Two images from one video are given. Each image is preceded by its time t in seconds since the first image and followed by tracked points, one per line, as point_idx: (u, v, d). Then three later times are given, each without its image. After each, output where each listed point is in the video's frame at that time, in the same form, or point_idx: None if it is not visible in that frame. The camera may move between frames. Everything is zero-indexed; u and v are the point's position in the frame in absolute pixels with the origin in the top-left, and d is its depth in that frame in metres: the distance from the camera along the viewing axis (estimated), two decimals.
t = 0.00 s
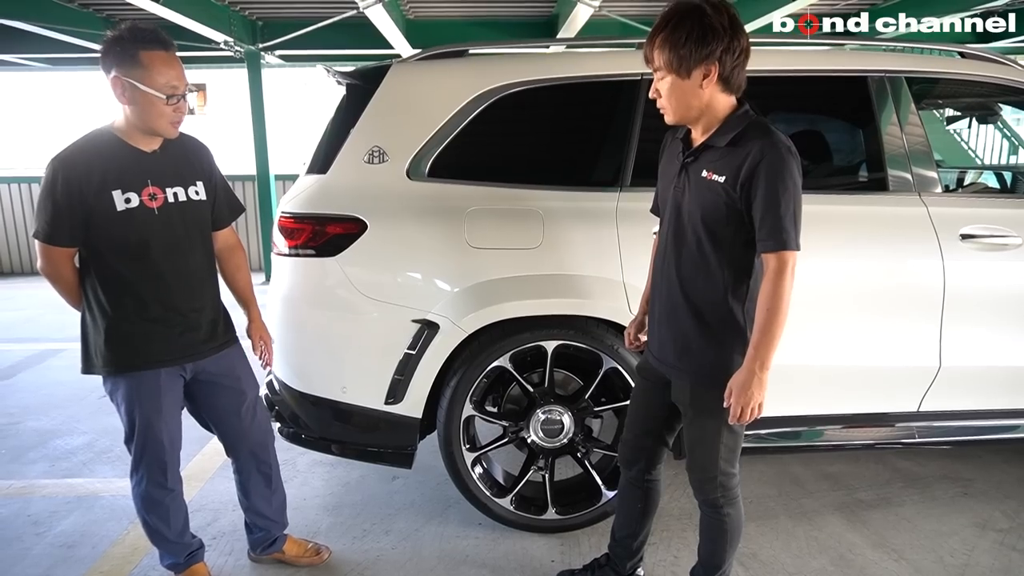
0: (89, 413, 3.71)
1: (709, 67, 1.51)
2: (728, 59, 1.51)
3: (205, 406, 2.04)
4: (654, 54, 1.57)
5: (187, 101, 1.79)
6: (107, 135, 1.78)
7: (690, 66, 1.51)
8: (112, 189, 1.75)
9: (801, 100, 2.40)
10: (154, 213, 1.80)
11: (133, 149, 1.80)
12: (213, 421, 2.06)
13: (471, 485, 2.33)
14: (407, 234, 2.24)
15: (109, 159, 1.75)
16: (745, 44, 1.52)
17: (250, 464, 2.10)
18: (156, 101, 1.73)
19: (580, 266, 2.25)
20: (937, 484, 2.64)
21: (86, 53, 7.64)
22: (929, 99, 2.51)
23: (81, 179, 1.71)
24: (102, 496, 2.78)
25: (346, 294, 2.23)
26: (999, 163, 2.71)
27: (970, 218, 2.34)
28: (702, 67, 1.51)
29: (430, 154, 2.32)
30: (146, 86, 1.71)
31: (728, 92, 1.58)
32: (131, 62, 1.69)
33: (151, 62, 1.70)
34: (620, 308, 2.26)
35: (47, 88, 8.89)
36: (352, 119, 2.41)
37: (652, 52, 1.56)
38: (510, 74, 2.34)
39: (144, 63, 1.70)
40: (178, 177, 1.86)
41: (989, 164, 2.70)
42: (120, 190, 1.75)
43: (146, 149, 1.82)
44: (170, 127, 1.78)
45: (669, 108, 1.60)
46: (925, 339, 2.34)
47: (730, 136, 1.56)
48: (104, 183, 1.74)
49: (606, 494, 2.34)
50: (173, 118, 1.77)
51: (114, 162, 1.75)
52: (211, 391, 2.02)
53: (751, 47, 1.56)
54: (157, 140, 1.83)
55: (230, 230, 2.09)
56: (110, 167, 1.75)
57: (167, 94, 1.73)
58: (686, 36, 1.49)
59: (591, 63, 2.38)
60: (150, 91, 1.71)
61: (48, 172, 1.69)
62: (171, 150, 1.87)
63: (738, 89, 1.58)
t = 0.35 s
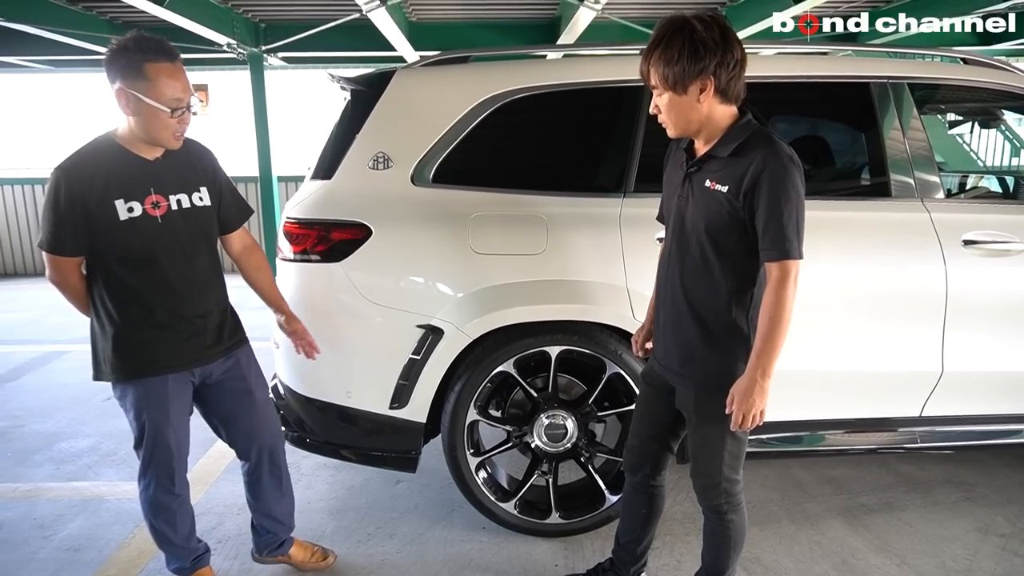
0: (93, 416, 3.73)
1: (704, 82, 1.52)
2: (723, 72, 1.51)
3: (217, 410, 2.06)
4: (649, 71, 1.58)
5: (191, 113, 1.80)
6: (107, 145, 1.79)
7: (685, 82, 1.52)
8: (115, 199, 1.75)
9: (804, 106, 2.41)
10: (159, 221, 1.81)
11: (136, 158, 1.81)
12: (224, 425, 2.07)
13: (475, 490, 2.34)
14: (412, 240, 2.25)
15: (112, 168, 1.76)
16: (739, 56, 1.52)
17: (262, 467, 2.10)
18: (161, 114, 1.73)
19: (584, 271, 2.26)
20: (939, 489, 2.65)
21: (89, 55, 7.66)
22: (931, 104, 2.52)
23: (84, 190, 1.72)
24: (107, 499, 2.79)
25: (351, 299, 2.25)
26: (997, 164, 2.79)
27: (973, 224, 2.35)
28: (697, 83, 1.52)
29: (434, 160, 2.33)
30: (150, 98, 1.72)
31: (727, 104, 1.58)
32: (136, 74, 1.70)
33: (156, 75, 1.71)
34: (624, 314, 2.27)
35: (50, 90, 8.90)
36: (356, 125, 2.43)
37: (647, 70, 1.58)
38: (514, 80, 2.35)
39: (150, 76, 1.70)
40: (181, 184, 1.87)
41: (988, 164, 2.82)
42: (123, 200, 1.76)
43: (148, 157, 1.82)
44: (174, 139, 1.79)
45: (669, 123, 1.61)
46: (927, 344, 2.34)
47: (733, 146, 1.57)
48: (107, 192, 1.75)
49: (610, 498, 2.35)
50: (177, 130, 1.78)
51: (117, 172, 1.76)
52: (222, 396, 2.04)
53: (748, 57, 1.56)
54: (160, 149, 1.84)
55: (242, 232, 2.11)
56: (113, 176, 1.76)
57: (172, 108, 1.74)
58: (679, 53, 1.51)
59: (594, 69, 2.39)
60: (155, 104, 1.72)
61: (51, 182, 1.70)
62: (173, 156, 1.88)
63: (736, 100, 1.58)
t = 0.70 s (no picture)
0: (101, 416, 3.75)
1: (709, 92, 1.53)
2: (728, 80, 1.52)
3: (227, 417, 2.05)
4: (655, 81, 1.59)
5: (216, 126, 1.80)
6: (130, 151, 1.79)
7: (690, 92, 1.53)
8: (139, 208, 1.77)
9: (809, 111, 2.42)
10: (181, 230, 1.82)
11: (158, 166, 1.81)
12: (236, 433, 2.06)
13: (482, 492, 2.35)
14: (420, 244, 2.26)
15: (136, 177, 1.77)
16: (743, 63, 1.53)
17: (268, 479, 2.06)
18: (186, 128, 1.74)
19: (591, 275, 2.27)
20: (944, 492, 2.65)
21: (94, 57, 7.70)
22: (937, 108, 2.53)
23: (108, 198, 1.73)
24: (116, 501, 2.82)
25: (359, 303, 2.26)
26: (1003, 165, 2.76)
27: (978, 229, 2.36)
28: (702, 93, 1.53)
29: (442, 164, 2.35)
30: (177, 112, 1.72)
31: (733, 111, 1.59)
32: (163, 88, 1.69)
33: (183, 89, 1.71)
34: (630, 317, 2.28)
35: (56, 92, 8.93)
36: (363, 129, 2.44)
37: (652, 79, 1.59)
38: (520, 85, 2.37)
39: (177, 92, 1.70)
40: (202, 191, 1.87)
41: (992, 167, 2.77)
42: (146, 208, 1.77)
43: (170, 165, 1.83)
44: (198, 151, 1.79)
45: (676, 130, 1.62)
46: (932, 348, 2.35)
47: (740, 153, 1.58)
48: (131, 201, 1.76)
49: (616, 501, 2.36)
50: (201, 143, 1.78)
51: (139, 180, 1.77)
52: (234, 403, 2.04)
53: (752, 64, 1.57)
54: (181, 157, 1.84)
55: (273, 225, 2.09)
56: (136, 185, 1.76)
57: (198, 124, 1.74)
58: (683, 64, 1.52)
59: (600, 74, 2.41)
60: (181, 118, 1.72)
61: (75, 188, 1.71)
62: (196, 164, 1.88)
63: (742, 107, 1.59)
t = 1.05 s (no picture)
0: (107, 415, 3.77)
1: (713, 92, 1.53)
2: (731, 79, 1.53)
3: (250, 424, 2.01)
4: (656, 84, 1.60)
5: (278, 136, 1.80)
6: (185, 151, 1.79)
7: (694, 93, 1.53)
8: (185, 210, 1.77)
9: (816, 110, 2.42)
10: (224, 237, 1.81)
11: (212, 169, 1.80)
12: (253, 439, 2.03)
13: (488, 491, 2.36)
14: (426, 243, 2.27)
15: (185, 179, 1.76)
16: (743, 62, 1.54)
17: (280, 486, 2.02)
18: (251, 137, 1.73)
19: (597, 275, 2.27)
20: (951, 492, 2.65)
21: (101, 57, 7.73)
22: (944, 108, 2.52)
23: (156, 198, 1.74)
24: (124, 499, 2.83)
25: (366, 302, 2.27)
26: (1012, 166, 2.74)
27: (985, 228, 2.36)
28: (706, 93, 1.53)
29: (448, 163, 2.36)
30: (244, 119, 1.71)
31: (737, 111, 1.59)
32: (233, 94, 1.69)
33: (253, 98, 1.70)
34: (636, 316, 2.28)
35: (63, 92, 8.97)
36: (370, 128, 2.45)
37: (654, 83, 1.60)
38: (526, 84, 2.37)
39: (246, 98, 1.70)
40: (252, 198, 1.85)
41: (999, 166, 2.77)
42: (193, 212, 1.77)
43: (225, 169, 1.81)
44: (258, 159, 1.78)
45: (681, 132, 1.62)
46: (939, 348, 2.35)
47: (747, 152, 1.59)
48: (178, 203, 1.76)
49: (621, 500, 2.36)
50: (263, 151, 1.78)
51: (188, 183, 1.76)
52: (256, 408, 1.99)
53: (754, 62, 1.57)
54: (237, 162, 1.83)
55: (331, 229, 2.05)
56: (184, 187, 1.76)
57: (263, 131, 1.74)
58: (684, 66, 1.52)
59: (607, 73, 2.41)
60: (247, 125, 1.72)
61: (125, 185, 1.72)
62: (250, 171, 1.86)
63: (747, 106, 1.60)
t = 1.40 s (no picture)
0: (111, 412, 3.79)
1: (715, 91, 1.53)
2: (731, 77, 1.52)
3: (276, 420, 2.01)
4: (657, 87, 1.60)
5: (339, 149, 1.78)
6: (241, 155, 1.75)
7: (695, 94, 1.53)
8: (240, 216, 1.74)
9: (820, 106, 2.41)
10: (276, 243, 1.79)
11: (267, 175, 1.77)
12: (276, 434, 2.02)
13: (491, 487, 2.36)
14: (429, 240, 2.27)
15: (242, 184, 1.73)
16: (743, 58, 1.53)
17: (295, 482, 2.02)
18: (317, 152, 1.71)
19: (600, 272, 2.28)
20: (953, 489, 2.64)
21: (104, 55, 7.73)
22: (947, 105, 2.52)
23: (212, 203, 1.70)
24: (128, 495, 2.84)
25: (370, 299, 2.28)
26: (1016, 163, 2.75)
27: (989, 225, 2.35)
28: (708, 93, 1.53)
29: (451, 160, 2.36)
30: (312, 134, 1.69)
31: (741, 107, 1.59)
32: (306, 109, 1.65)
33: (326, 115, 1.67)
34: (640, 313, 2.28)
35: (67, 90, 8.98)
36: (373, 125, 2.45)
37: (654, 85, 1.60)
38: (529, 81, 2.37)
39: (318, 115, 1.66)
40: (302, 202, 1.83)
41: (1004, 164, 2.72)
42: (247, 218, 1.75)
43: (280, 176, 1.79)
44: (317, 171, 1.77)
45: (687, 132, 1.63)
46: (942, 345, 2.35)
47: (753, 149, 1.58)
48: (233, 209, 1.73)
49: (624, 496, 2.37)
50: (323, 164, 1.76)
51: (243, 187, 1.74)
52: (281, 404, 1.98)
53: (754, 57, 1.56)
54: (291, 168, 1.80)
55: (381, 230, 2.04)
56: (239, 192, 1.73)
57: (329, 148, 1.72)
58: (680, 68, 1.52)
59: (611, 70, 2.41)
60: (315, 142, 1.69)
61: (180, 190, 1.68)
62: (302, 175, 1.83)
63: (750, 101, 1.59)
